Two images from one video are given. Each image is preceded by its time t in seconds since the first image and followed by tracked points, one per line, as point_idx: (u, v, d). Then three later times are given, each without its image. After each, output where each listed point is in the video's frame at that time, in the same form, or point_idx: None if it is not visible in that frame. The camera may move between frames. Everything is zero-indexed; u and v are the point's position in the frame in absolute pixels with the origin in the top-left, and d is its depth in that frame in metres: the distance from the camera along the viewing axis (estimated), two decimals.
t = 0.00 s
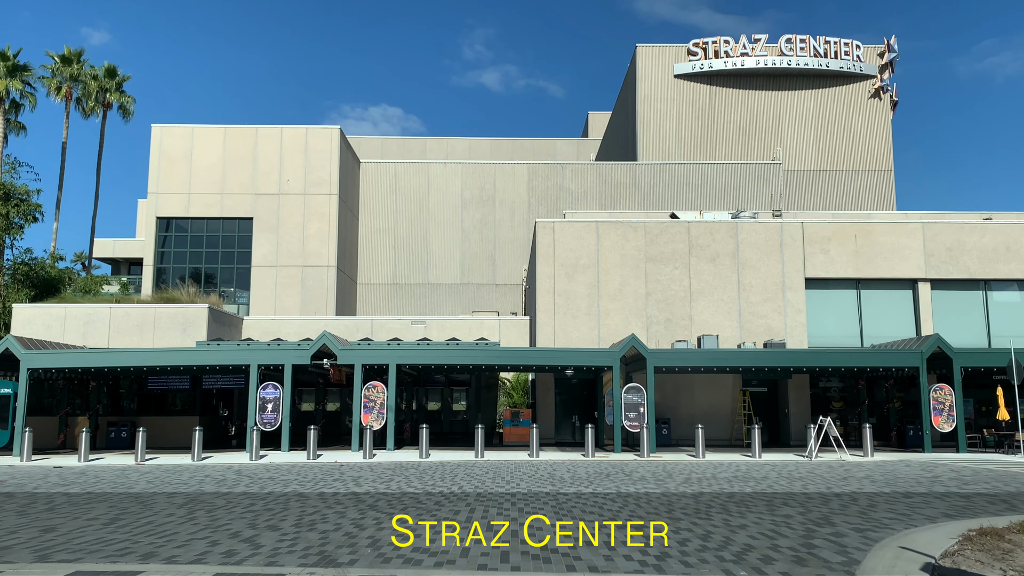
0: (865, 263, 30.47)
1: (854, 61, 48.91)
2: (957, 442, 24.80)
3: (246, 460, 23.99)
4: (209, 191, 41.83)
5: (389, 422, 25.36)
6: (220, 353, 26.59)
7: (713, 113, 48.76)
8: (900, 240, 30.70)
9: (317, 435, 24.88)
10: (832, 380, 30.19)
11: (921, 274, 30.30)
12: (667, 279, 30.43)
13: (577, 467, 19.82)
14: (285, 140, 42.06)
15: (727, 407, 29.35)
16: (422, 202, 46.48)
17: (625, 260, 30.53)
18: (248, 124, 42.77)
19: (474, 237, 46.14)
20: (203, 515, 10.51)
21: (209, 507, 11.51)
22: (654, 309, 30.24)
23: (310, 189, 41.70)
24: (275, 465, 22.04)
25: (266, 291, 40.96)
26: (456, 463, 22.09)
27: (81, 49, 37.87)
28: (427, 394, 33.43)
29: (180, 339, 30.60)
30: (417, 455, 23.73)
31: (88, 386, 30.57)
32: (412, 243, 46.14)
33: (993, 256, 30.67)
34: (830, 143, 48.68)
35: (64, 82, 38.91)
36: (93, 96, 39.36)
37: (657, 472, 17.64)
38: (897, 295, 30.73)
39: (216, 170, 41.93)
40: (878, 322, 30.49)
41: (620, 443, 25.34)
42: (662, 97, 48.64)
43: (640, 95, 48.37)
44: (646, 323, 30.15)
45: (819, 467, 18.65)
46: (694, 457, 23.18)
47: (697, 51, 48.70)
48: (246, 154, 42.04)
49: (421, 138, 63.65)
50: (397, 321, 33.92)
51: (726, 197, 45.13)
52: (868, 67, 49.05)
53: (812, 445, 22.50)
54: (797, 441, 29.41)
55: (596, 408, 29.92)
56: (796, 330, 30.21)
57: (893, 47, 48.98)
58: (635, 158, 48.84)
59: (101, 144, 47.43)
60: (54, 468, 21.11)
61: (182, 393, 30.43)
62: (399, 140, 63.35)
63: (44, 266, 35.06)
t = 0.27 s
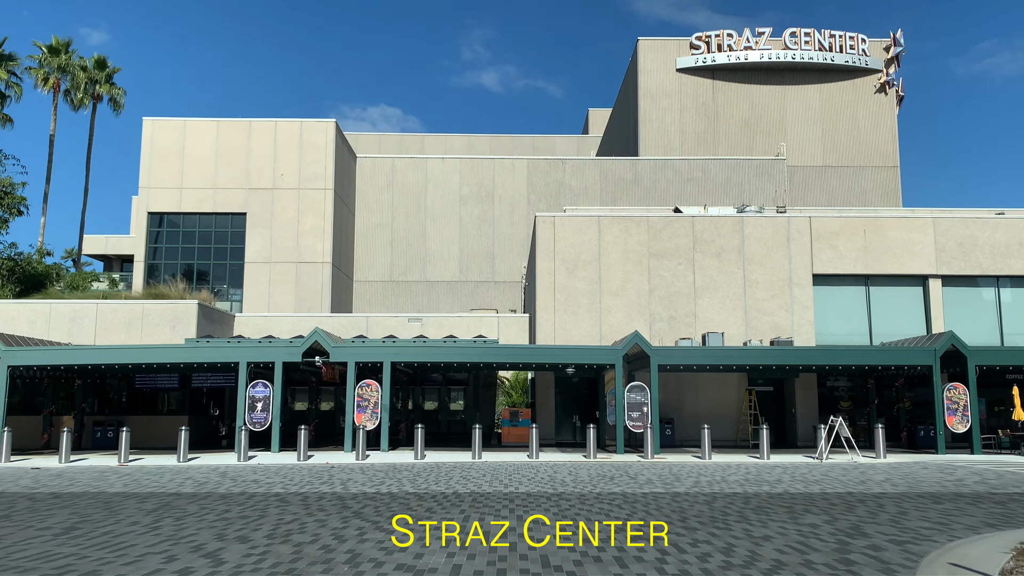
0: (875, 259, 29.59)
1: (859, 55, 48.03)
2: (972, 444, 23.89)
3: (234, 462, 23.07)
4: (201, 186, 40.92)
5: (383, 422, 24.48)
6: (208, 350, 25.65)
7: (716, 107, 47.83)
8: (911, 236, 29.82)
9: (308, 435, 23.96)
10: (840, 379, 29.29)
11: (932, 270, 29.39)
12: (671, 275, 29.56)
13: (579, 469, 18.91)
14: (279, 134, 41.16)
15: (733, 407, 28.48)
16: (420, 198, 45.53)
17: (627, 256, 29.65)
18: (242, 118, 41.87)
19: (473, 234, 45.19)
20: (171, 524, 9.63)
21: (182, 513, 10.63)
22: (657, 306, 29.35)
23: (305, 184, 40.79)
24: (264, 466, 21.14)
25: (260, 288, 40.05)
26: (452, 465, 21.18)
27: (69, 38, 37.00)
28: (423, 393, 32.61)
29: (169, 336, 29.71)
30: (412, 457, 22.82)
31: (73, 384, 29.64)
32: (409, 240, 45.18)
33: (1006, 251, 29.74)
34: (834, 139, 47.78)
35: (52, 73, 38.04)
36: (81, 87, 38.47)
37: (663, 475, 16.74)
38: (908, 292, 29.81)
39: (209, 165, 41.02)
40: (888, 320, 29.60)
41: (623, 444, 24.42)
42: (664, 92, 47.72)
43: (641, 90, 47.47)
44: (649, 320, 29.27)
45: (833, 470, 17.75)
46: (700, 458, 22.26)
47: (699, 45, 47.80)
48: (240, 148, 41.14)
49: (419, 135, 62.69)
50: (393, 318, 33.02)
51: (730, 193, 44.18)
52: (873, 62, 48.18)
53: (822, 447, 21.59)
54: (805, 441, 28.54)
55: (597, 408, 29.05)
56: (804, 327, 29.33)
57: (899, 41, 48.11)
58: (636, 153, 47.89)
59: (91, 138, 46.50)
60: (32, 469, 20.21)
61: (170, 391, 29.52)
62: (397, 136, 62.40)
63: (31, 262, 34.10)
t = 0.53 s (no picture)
0: (884, 261, 28.78)
1: (864, 56, 47.27)
2: (987, 452, 22.99)
3: (222, 468, 22.19)
4: (194, 186, 40.12)
5: (378, 427, 23.55)
6: (196, 353, 24.78)
7: (718, 108, 47.05)
8: (921, 237, 28.99)
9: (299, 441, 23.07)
10: (848, 385, 28.46)
11: (943, 272, 28.55)
12: (674, 277, 28.74)
13: (580, 478, 18.06)
14: (274, 134, 40.38)
15: (738, 413, 27.66)
16: (418, 199, 44.71)
17: (629, 257, 28.84)
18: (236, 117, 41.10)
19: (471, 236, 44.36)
20: (136, 540, 8.78)
21: (151, 527, 9.78)
22: (660, 309, 28.53)
23: (301, 184, 39.99)
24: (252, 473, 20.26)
25: (253, 291, 39.21)
26: (449, 472, 20.30)
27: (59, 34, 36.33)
28: (420, 398, 31.69)
29: (158, 339, 28.86)
30: (407, 464, 21.93)
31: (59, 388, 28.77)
32: (406, 242, 44.34)
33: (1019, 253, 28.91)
34: (839, 140, 46.99)
35: (41, 69, 37.35)
36: (70, 84, 37.77)
37: (669, 484, 15.90)
38: (918, 295, 28.98)
39: (203, 164, 40.23)
40: (898, 323, 28.77)
41: (625, 451, 23.55)
42: (666, 93, 46.92)
43: (642, 91, 46.68)
44: (652, 324, 28.43)
45: (848, 479, 16.89)
46: (707, 467, 21.38)
47: (701, 45, 47.05)
48: (234, 148, 40.36)
49: (418, 138, 61.93)
50: (389, 321, 32.18)
51: (733, 194, 43.39)
52: (878, 63, 47.44)
53: (833, 455, 20.68)
54: (812, 449, 27.70)
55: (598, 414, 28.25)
56: (811, 331, 28.51)
57: (904, 41, 47.41)
58: (637, 155, 47.08)
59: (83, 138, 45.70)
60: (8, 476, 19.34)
61: (159, 396, 28.67)
62: (395, 138, 61.65)
63: (17, 263, 33.27)
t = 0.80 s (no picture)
0: (892, 271, 28.03)
1: (866, 64, 46.66)
2: (1003, 469, 22.07)
3: (208, 484, 21.30)
4: (187, 194, 39.36)
5: (370, 442, 22.80)
6: (184, 365, 23.91)
7: (720, 117, 46.35)
8: (929, 247, 28.24)
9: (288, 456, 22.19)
10: (855, 399, 27.62)
11: (952, 283, 27.79)
12: (677, 286, 27.99)
13: (581, 496, 17.21)
14: (269, 140, 39.66)
15: (743, 428, 26.84)
16: (415, 208, 43.95)
17: (631, 267, 28.09)
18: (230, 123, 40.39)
19: (469, 245, 43.59)
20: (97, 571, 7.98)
21: (115, 554, 8.97)
22: (662, 320, 27.75)
23: (295, 192, 39.24)
24: (238, 489, 19.41)
25: (246, 300, 38.40)
26: (444, 489, 19.44)
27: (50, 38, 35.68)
28: (414, 411, 30.76)
29: (145, 349, 28.03)
30: (400, 481, 21.06)
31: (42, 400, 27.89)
32: (402, 251, 43.56)
33: None
34: (842, 149, 46.32)
35: (33, 74, 36.69)
36: (62, 89, 37.08)
37: (674, 504, 15.10)
38: (926, 306, 28.23)
39: (196, 171, 39.49)
40: (906, 335, 28.00)
41: (628, 468, 22.67)
42: (667, 101, 46.19)
43: (643, 99, 45.99)
44: (654, 334, 27.64)
45: (862, 499, 16.08)
46: (713, 484, 20.51)
47: (702, 53, 46.38)
48: (228, 155, 39.64)
49: (416, 146, 61.26)
50: (383, 331, 31.37)
51: (736, 204, 42.83)
52: (881, 71, 46.83)
53: (843, 473, 19.81)
54: (819, 465, 26.85)
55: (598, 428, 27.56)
56: (817, 343, 27.73)
57: (906, 50, 46.78)
58: (637, 163, 46.36)
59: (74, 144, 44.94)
60: None
61: (146, 408, 27.81)
62: (392, 146, 60.96)
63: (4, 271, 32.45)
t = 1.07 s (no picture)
0: (897, 281, 27.38)
1: (866, 74, 46.14)
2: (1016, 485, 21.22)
3: (192, 501, 20.48)
4: (178, 204, 38.69)
5: (360, 457, 21.98)
6: (169, 378, 23.13)
7: (719, 127, 45.74)
8: (935, 256, 27.59)
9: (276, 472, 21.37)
10: (860, 412, 26.94)
11: (959, 293, 27.14)
12: (677, 297, 27.31)
13: (580, 513, 16.45)
14: (261, 150, 39.03)
15: (746, 442, 26.08)
16: (411, 219, 43.25)
17: (630, 277, 27.42)
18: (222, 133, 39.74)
19: (465, 257, 42.85)
20: None
21: None
22: (663, 331, 27.05)
23: (288, 202, 38.55)
24: (222, 506, 18.60)
25: (237, 312, 37.66)
26: (437, 506, 18.62)
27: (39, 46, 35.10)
28: (408, 425, 29.99)
29: (131, 362, 27.27)
30: (392, 497, 20.23)
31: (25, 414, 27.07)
32: (397, 262, 42.84)
33: None
34: (842, 160, 45.79)
35: (21, 83, 36.08)
36: (51, 98, 36.46)
37: (678, 521, 14.31)
38: (933, 317, 27.53)
39: (187, 182, 38.83)
40: (912, 347, 27.31)
41: (628, 483, 21.89)
42: (665, 112, 45.57)
43: (641, 109, 45.41)
44: (654, 346, 26.93)
45: (874, 516, 15.30)
46: (717, 501, 19.73)
47: (701, 64, 45.83)
48: (220, 165, 38.97)
49: (412, 158, 60.71)
50: (377, 343, 30.63)
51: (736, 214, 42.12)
52: (882, 81, 46.32)
53: (852, 489, 18.96)
54: (824, 480, 26.12)
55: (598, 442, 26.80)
56: (822, 355, 27.05)
57: (906, 61, 46.26)
58: (636, 174, 45.76)
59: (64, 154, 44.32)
60: None
61: (132, 422, 27.02)
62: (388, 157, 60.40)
63: None
